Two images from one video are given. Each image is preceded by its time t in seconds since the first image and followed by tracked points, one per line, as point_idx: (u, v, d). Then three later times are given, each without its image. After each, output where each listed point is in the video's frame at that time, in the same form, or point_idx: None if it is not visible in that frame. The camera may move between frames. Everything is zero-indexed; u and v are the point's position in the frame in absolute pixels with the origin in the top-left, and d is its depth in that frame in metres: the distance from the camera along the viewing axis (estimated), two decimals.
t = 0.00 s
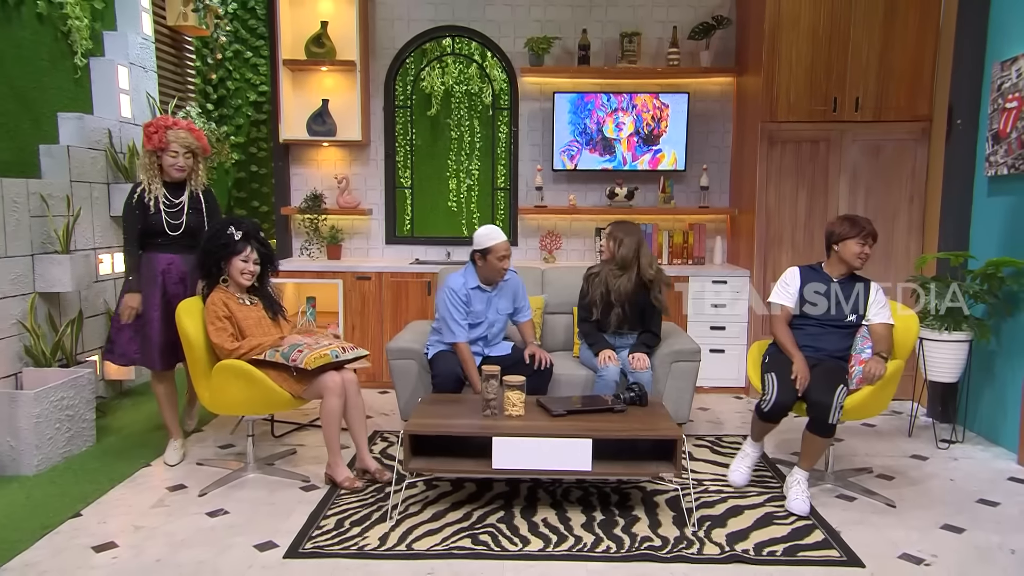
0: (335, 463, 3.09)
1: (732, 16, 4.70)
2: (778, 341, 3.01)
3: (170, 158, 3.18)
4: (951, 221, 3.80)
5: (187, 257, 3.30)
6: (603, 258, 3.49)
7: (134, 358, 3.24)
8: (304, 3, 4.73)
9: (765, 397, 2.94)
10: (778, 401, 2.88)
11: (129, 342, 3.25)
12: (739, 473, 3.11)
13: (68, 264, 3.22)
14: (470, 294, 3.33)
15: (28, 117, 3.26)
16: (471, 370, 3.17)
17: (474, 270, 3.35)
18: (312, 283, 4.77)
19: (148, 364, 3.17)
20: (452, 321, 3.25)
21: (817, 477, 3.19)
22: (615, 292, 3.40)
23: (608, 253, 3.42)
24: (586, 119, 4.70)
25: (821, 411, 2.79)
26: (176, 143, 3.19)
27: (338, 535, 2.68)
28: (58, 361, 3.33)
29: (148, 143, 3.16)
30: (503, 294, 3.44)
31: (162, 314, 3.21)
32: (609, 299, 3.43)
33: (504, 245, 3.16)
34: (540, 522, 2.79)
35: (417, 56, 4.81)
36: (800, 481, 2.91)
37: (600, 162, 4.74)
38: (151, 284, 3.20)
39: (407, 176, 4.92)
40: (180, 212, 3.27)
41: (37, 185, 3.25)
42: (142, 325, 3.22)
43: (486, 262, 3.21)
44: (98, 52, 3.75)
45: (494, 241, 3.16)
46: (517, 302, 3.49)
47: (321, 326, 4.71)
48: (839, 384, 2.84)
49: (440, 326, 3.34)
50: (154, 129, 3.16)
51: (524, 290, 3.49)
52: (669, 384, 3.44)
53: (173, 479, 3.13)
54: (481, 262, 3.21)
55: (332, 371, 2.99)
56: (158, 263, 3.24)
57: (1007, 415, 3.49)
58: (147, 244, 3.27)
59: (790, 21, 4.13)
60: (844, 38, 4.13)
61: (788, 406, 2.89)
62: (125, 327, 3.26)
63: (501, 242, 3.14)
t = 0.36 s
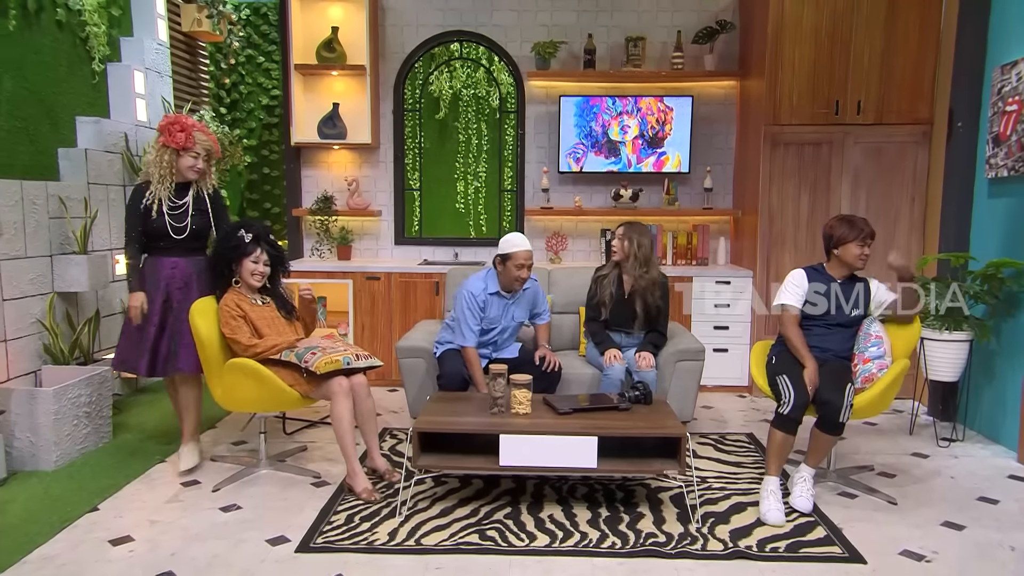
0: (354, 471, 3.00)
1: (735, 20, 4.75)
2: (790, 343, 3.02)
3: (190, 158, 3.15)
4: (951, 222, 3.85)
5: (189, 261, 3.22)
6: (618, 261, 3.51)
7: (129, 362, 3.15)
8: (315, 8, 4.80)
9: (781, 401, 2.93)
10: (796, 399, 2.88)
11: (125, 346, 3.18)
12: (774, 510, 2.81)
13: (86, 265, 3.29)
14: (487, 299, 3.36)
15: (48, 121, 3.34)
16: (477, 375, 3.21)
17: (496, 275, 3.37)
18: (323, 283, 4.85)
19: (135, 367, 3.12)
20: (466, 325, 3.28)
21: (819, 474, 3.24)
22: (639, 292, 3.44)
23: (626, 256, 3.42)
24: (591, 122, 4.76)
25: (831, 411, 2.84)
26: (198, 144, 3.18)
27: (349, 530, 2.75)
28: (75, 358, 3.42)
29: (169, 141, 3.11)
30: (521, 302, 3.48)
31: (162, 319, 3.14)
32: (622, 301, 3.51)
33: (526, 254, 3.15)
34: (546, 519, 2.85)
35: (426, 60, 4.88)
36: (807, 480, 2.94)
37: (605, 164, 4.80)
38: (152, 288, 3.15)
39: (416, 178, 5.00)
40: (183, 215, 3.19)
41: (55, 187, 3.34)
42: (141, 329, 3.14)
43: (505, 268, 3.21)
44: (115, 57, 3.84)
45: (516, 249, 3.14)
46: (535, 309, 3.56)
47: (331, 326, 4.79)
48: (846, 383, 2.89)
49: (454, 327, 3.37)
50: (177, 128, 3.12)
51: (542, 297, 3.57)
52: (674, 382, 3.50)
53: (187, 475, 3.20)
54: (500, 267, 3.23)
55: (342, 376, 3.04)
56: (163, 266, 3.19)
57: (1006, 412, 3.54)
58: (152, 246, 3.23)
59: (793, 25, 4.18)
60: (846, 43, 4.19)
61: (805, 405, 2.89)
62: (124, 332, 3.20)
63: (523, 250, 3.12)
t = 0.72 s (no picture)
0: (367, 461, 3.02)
1: (738, 24, 4.81)
2: (804, 341, 3.02)
3: (191, 158, 3.09)
4: (951, 223, 3.90)
5: (192, 269, 3.17)
6: (627, 261, 3.57)
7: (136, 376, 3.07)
8: (324, 13, 4.87)
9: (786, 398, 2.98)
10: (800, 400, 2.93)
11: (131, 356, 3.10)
12: (771, 496, 2.97)
13: (101, 265, 3.37)
14: (481, 291, 3.47)
15: (64, 123, 3.42)
16: (482, 361, 3.32)
17: (488, 268, 3.51)
18: (331, 283, 4.91)
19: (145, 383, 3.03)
20: (462, 316, 3.40)
21: (821, 472, 3.29)
22: (649, 289, 3.52)
23: (636, 255, 3.51)
24: (596, 124, 4.82)
25: (839, 408, 2.89)
26: (200, 144, 3.13)
27: (358, 525, 2.80)
28: (91, 357, 3.48)
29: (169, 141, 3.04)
30: (516, 294, 3.57)
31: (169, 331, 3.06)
32: (631, 301, 3.56)
33: (511, 241, 3.35)
34: (551, 515, 2.90)
35: (434, 64, 4.95)
36: (812, 476, 2.99)
37: (610, 166, 4.85)
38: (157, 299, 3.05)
39: (423, 179, 5.06)
40: (185, 220, 3.12)
41: (72, 189, 3.40)
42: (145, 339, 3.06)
43: (490, 256, 3.41)
44: (130, 62, 3.92)
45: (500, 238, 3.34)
46: (531, 301, 3.62)
47: (340, 325, 4.85)
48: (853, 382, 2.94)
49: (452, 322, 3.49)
50: (179, 127, 3.06)
51: (537, 290, 3.63)
52: (678, 380, 3.56)
53: (199, 472, 3.27)
54: (488, 257, 3.41)
55: (347, 369, 3.09)
56: (167, 274, 3.10)
57: (1006, 411, 3.59)
58: (152, 253, 3.12)
59: (796, 29, 4.23)
60: (848, 46, 4.23)
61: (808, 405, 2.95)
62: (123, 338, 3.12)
63: (508, 237, 3.32)
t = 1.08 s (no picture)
0: (379, 465, 3.09)
1: (744, 28, 4.86)
2: (806, 343, 3.06)
3: (190, 158, 3.05)
4: (955, 224, 3.94)
5: (191, 268, 3.13)
6: (636, 261, 3.63)
7: (148, 381, 3.01)
8: (335, 18, 4.94)
9: (787, 402, 3.02)
10: (801, 402, 2.96)
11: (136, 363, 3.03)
12: (775, 492, 3.02)
13: (118, 265, 3.49)
14: (482, 286, 3.55)
15: (82, 127, 3.50)
16: (489, 360, 3.37)
17: (484, 263, 3.58)
18: (342, 283, 4.98)
19: (159, 386, 2.99)
20: (467, 313, 3.45)
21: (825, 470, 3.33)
22: (657, 288, 3.57)
23: (645, 256, 3.59)
24: (603, 127, 4.87)
25: (853, 409, 2.92)
26: (198, 143, 3.09)
27: (368, 521, 2.85)
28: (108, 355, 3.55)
29: (166, 141, 2.99)
30: (515, 287, 3.63)
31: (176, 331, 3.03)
32: (638, 300, 3.61)
33: (503, 235, 3.42)
34: (559, 512, 2.95)
35: (443, 68, 5.01)
36: (820, 469, 3.09)
37: (616, 168, 4.90)
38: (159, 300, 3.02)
39: (433, 182, 5.12)
40: (187, 220, 3.10)
41: (90, 191, 3.47)
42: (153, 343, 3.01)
43: (483, 252, 3.49)
44: (146, 66, 4.01)
45: (493, 233, 3.43)
46: (531, 294, 3.68)
47: (350, 325, 4.91)
48: (863, 382, 2.98)
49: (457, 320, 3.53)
50: (177, 128, 3.00)
51: (536, 283, 3.70)
52: (683, 379, 3.61)
53: (214, 467, 3.34)
54: (483, 253, 3.49)
55: (356, 375, 3.12)
56: (162, 277, 3.05)
57: (1009, 411, 3.62)
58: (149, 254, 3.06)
59: (800, 32, 4.27)
60: (852, 50, 4.28)
61: (809, 408, 2.97)
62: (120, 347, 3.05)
63: (501, 230, 3.41)
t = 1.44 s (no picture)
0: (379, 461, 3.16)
1: (747, 31, 4.91)
2: (805, 342, 3.11)
3: (186, 157, 2.96)
4: (956, 224, 3.99)
5: (197, 265, 3.05)
6: (641, 261, 3.69)
7: (167, 382, 2.91)
8: (344, 22, 5.01)
9: (787, 399, 3.07)
10: (800, 400, 3.01)
11: (149, 363, 2.89)
12: (777, 489, 3.07)
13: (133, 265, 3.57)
14: (487, 285, 3.61)
15: (97, 130, 3.58)
16: (495, 358, 3.41)
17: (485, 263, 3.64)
18: (350, 283, 5.05)
19: (180, 385, 2.93)
20: (474, 310, 3.50)
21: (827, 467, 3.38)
22: (661, 287, 3.64)
23: (650, 255, 3.65)
24: (607, 128, 4.92)
25: (856, 407, 2.96)
26: (192, 140, 2.99)
27: (377, 516, 2.90)
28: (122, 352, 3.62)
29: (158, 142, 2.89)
30: (518, 286, 3.69)
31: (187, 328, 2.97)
32: (642, 299, 3.67)
33: (500, 233, 3.50)
34: (564, 508, 3.00)
35: (450, 71, 5.08)
36: (821, 467, 3.13)
37: (621, 169, 4.96)
38: (169, 298, 2.92)
39: (440, 183, 5.18)
40: (195, 218, 3.03)
41: (105, 192, 3.54)
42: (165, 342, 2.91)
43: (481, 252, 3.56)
44: (160, 70, 4.11)
45: (493, 232, 3.50)
46: (535, 292, 3.74)
47: (359, 323, 4.98)
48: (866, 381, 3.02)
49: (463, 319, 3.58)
50: (168, 127, 2.90)
51: (539, 281, 3.75)
52: (686, 378, 3.65)
53: (226, 463, 3.40)
54: (483, 253, 3.54)
55: (365, 368, 3.18)
56: (166, 275, 2.95)
57: (1008, 409, 3.67)
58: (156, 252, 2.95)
59: (802, 36, 4.32)
60: (853, 53, 4.33)
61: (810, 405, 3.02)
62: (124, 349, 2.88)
63: (499, 228, 3.48)
